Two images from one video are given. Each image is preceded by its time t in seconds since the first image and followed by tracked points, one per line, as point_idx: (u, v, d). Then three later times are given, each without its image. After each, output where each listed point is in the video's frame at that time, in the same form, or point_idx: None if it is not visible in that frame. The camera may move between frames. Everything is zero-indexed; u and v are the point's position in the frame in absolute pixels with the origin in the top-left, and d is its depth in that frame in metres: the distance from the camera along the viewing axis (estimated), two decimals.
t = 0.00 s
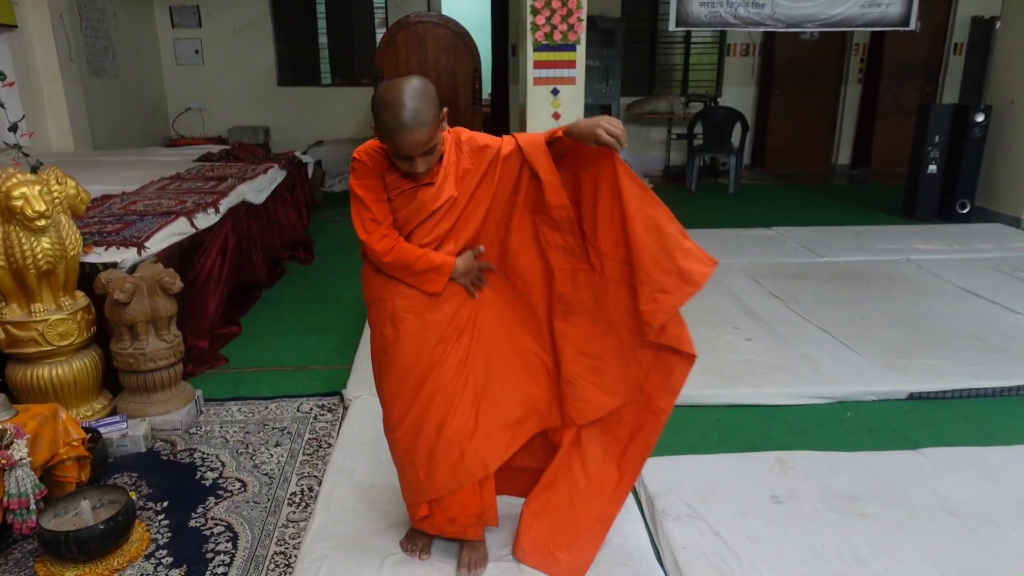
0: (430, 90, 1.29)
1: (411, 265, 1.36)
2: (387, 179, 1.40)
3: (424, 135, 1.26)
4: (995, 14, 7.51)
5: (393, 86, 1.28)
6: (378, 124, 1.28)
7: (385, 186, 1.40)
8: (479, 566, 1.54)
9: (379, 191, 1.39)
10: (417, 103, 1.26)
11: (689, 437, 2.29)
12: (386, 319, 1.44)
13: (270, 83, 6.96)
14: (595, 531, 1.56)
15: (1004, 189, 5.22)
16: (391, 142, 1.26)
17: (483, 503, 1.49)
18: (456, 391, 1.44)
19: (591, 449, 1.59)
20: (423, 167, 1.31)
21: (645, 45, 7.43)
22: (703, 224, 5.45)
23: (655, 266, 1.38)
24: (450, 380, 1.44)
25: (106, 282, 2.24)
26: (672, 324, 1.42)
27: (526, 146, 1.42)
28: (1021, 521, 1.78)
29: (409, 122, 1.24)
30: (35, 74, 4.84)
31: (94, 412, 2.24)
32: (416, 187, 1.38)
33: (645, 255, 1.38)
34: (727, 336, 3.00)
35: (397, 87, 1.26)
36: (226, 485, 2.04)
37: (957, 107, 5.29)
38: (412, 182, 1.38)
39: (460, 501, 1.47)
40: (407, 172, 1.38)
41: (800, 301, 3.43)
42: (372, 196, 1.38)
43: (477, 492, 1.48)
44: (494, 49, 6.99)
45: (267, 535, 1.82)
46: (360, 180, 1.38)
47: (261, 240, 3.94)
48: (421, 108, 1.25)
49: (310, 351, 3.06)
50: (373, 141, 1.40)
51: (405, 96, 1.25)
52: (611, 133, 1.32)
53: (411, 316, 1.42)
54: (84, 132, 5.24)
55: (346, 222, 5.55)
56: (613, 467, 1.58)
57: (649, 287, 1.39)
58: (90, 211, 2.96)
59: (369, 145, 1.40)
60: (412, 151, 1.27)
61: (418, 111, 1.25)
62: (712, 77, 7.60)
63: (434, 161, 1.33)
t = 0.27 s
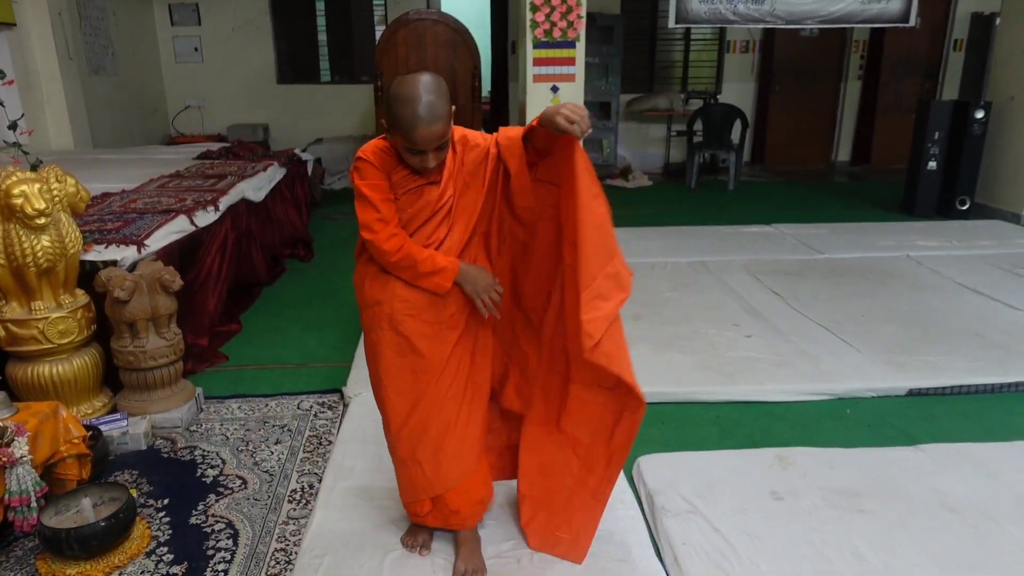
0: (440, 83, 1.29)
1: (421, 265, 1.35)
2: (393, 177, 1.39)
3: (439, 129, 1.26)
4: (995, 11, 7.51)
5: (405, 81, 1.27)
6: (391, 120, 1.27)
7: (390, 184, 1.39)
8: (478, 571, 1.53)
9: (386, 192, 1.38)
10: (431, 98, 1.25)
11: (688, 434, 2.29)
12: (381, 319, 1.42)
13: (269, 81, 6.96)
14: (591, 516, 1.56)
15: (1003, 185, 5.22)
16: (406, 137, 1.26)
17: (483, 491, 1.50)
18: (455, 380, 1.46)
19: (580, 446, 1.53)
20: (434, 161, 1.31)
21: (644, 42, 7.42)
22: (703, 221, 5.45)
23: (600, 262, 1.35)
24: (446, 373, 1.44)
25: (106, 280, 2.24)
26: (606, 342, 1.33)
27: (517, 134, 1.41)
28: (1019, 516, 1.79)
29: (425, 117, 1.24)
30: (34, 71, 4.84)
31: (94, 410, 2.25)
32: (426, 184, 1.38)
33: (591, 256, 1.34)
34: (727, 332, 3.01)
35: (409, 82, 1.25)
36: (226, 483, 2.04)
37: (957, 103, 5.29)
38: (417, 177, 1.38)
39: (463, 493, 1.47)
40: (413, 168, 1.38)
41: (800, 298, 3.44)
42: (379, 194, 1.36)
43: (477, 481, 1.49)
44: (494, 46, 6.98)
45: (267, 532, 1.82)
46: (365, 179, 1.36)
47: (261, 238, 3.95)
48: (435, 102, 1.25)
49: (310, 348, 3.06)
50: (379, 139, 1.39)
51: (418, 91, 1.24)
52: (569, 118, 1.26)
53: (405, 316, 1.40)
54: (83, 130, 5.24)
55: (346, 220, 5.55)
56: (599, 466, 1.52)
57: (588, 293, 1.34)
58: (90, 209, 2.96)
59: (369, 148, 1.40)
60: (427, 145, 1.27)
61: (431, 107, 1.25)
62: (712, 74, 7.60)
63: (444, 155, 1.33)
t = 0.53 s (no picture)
0: (445, 79, 1.29)
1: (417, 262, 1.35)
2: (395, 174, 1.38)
3: (444, 125, 1.26)
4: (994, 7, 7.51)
5: (410, 76, 1.27)
6: (397, 114, 1.27)
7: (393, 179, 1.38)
8: (476, 569, 1.53)
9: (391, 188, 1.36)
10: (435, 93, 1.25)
11: (687, 430, 2.29)
12: (382, 322, 1.42)
13: (268, 78, 6.95)
14: (598, 518, 1.54)
15: (1002, 181, 5.22)
16: (411, 132, 1.26)
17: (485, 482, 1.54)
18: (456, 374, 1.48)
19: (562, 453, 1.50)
20: (437, 156, 1.31)
21: (643, 39, 7.41)
22: (702, 217, 5.45)
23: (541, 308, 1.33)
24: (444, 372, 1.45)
25: (104, 278, 2.24)
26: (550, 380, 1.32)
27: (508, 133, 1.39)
28: (1017, 511, 1.79)
29: (430, 112, 1.24)
30: (32, 69, 4.83)
31: (94, 407, 2.25)
32: (428, 181, 1.39)
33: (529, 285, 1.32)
34: (726, 329, 3.01)
35: (415, 77, 1.25)
36: (226, 480, 2.04)
37: (956, 99, 5.28)
38: (419, 173, 1.39)
39: (468, 487, 1.50)
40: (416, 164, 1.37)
41: (799, 294, 3.44)
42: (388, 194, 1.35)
43: (479, 474, 1.52)
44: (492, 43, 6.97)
45: (267, 529, 1.82)
46: (369, 177, 1.34)
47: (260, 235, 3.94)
48: (441, 98, 1.25)
49: (309, 345, 3.06)
50: (383, 133, 1.38)
51: (424, 87, 1.24)
52: (514, 144, 1.28)
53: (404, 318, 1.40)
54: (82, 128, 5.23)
55: (345, 217, 5.55)
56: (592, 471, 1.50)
57: (532, 329, 1.32)
58: (88, 206, 2.96)
59: (370, 146, 1.37)
60: (431, 140, 1.27)
61: (435, 104, 1.24)
62: (711, 70, 7.59)
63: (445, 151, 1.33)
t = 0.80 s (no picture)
0: (435, 74, 1.29)
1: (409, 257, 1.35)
2: (390, 171, 1.36)
3: (435, 120, 1.26)
4: (994, 3, 7.50)
5: (400, 72, 1.27)
6: (387, 111, 1.27)
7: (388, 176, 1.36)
8: (482, 562, 1.55)
9: (385, 188, 1.34)
10: (426, 88, 1.25)
11: (686, 427, 2.30)
12: (380, 319, 1.42)
13: (267, 76, 6.94)
14: (597, 515, 1.56)
15: (1002, 178, 5.22)
16: (402, 128, 1.26)
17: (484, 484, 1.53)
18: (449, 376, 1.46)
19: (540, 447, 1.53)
20: (429, 151, 1.31)
21: (643, 36, 7.40)
22: (702, 215, 5.45)
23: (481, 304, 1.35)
24: (435, 371, 1.45)
25: (104, 275, 2.24)
26: (472, 369, 1.36)
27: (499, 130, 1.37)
28: (1016, 507, 1.80)
29: (422, 108, 1.24)
30: (31, 66, 4.82)
31: (94, 404, 2.25)
32: (421, 180, 1.37)
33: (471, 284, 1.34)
34: (726, 326, 3.01)
35: (405, 73, 1.25)
36: (226, 477, 2.05)
37: (956, 96, 5.28)
38: (413, 171, 1.36)
39: (464, 488, 1.50)
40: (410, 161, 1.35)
41: (799, 292, 3.44)
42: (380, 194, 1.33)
43: (478, 476, 1.52)
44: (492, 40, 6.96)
45: (267, 526, 1.83)
46: (363, 176, 1.33)
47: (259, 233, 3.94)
48: (431, 93, 1.25)
49: (309, 343, 3.06)
50: (376, 129, 1.38)
51: (414, 82, 1.24)
52: (481, 149, 1.29)
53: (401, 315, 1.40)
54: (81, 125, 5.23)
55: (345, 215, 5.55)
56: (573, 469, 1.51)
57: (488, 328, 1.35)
58: (88, 203, 2.96)
59: (361, 145, 1.36)
60: (422, 136, 1.27)
61: (426, 98, 1.24)
62: (711, 68, 7.59)
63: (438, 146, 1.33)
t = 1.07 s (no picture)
0: (430, 71, 1.29)
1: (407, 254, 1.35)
2: (386, 172, 1.37)
3: (429, 115, 1.26)
4: (994, 3, 7.51)
5: (395, 68, 1.28)
6: (382, 107, 1.27)
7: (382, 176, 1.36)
8: (499, 547, 1.59)
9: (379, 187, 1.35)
10: (419, 83, 1.25)
11: (686, 428, 2.30)
12: (382, 320, 1.42)
13: (267, 76, 6.95)
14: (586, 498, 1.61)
15: (1002, 178, 5.22)
16: (397, 124, 1.26)
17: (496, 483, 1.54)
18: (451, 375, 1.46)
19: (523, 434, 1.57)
20: (425, 148, 1.30)
21: (643, 37, 7.41)
22: (702, 215, 5.45)
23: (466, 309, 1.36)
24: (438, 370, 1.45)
25: (105, 276, 2.24)
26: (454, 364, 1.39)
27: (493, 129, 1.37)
28: (1016, 507, 1.80)
29: (416, 102, 1.24)
30: (32, 67, 4.83)
31: (94, 405, 2.25)
32: (416, 179, 1.36)
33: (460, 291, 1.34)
34: (726, 327, 3.01)
35: (400, 69, 1.26)
36: (227, 477, 2.05)
37: (956, 97, 5.29)
38: (410, 171, 1.36)
39: (474, 487, 1.50)
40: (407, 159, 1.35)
41: (799, 292, 3.44)
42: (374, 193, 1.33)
43: (488, 475, 1.52)
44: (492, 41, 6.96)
45: (268, 526, 1.83)
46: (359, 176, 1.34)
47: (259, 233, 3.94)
48: (425, 88, 1.25)
49: (310, 343, 3.06)
50: (374, 129, 1.38)
51: (408, 77, 1.25)
52: (476, 159, 1.28)
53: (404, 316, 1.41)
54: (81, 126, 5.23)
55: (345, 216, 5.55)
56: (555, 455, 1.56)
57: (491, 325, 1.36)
58: (89, 204, 2.96)
59: (358, 145, 1.36)
60: (417, 131, 1.27)
61: (419, 93, 1.25)
62: (711, 68, 7.59)
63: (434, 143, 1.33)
